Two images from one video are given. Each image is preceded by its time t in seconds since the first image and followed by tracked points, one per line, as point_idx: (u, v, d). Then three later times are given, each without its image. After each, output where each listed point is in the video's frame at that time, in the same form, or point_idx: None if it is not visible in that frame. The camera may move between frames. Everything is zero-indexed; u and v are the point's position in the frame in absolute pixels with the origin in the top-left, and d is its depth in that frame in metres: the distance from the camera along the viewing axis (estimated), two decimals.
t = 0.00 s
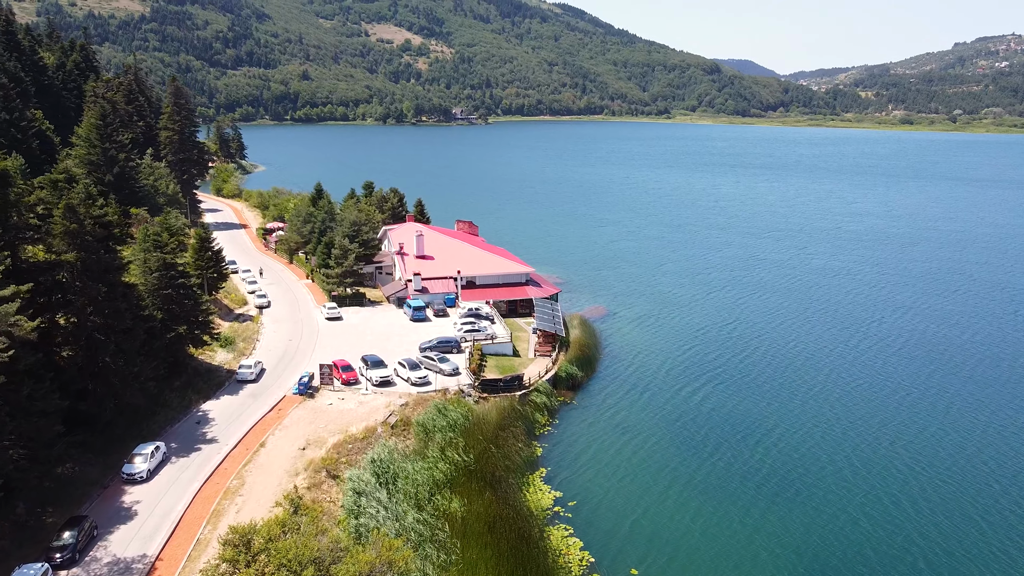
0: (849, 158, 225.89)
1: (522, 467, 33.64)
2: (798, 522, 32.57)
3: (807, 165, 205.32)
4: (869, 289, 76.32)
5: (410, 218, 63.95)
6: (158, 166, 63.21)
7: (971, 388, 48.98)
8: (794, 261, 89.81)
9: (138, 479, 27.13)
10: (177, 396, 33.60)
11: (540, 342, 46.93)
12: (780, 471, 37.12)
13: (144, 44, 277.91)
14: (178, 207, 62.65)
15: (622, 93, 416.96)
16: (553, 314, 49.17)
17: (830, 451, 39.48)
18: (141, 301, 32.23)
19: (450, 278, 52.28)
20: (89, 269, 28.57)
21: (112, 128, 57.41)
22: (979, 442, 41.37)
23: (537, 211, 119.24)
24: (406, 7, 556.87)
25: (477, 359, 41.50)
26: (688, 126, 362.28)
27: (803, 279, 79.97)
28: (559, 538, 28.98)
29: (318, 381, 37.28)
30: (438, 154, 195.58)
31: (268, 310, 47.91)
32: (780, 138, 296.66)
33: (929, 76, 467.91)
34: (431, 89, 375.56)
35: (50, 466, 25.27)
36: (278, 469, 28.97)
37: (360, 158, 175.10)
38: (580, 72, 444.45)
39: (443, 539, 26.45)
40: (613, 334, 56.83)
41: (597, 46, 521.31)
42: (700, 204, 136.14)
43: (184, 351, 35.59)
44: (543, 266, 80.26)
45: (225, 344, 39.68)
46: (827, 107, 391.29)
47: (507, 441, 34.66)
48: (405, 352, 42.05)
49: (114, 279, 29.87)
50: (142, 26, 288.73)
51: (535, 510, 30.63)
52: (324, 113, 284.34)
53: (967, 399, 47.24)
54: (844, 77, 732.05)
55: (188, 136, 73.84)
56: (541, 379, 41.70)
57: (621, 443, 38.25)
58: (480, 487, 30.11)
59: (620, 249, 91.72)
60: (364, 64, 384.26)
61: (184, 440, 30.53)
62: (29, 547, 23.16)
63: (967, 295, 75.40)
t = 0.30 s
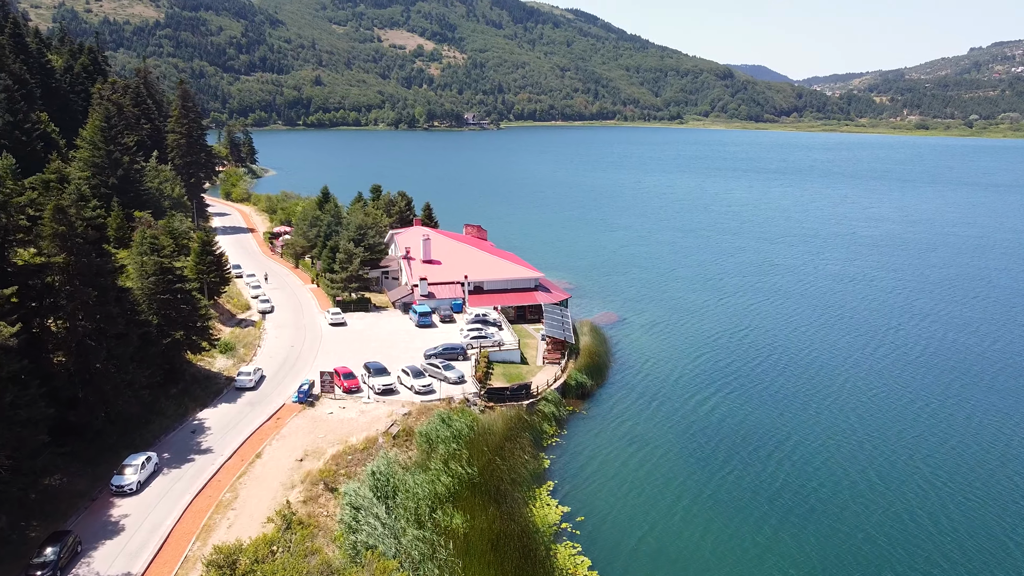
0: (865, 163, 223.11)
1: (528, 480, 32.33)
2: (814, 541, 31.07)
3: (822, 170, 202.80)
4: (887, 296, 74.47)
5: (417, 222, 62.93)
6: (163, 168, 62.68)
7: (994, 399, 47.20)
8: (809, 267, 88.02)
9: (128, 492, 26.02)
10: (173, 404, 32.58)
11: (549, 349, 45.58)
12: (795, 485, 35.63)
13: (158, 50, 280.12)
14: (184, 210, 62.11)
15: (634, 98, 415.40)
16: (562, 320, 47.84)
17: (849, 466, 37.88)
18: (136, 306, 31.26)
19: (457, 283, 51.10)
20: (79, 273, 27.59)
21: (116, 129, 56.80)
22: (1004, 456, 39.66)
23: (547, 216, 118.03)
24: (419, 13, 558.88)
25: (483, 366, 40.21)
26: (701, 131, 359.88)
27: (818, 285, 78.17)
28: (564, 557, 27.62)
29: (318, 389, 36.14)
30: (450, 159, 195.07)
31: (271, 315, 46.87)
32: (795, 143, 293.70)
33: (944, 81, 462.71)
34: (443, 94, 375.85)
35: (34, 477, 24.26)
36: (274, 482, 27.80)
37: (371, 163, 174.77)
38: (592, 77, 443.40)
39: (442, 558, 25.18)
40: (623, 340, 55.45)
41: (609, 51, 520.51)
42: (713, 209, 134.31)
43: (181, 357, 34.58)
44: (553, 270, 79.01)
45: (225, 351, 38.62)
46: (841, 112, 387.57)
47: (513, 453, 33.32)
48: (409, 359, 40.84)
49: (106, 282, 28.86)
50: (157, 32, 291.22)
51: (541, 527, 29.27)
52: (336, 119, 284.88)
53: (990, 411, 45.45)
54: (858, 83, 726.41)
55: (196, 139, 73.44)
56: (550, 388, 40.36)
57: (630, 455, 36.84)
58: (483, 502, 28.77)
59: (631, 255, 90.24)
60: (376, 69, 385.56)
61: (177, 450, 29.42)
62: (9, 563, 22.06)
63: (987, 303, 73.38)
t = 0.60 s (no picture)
0: (880, 168, 220.26)
1: (534, 494, 31.00)
2: (833, 561, 29.54)
3: (836, 175, 200.24)
4: (905, 302, 72.62)
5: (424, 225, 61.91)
6: (169, 171, 62.05)
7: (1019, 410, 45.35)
8: (825, 272, 86.21)
9: (116, 504, 24.96)
10: (168, 412, 31.50)
11: (558, 356, 44.29)
12: (812, 500, 34.09)
13: (172, 55, 282.15)
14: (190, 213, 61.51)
15: (647, 104, 413.42)
16: (572, 326, 46.52)
17: (868, 481, 36.20)
18: (130, 310, 30.25)
19: (464, 288, 49.94)
20: (68, 275, 26.58)
21: (120, 131, 56.13)
22: None
23: (559, 220, 116.73)
24: (432, 18, 560.28)
25: (490, 374, 38.90)
26: (714, 136, 357.34)
27: (833, 291, 76.35)
28: None
29: (319, 397, 35.00)
30: (460, 163, 194.41)
31: (274, 320, 45.87)
32: (809, 148, 290.66)
33: (961, 86, 457.39)
34: (456, 99, 375.84)
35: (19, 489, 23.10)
36: (269, 495, 26.66)
37: (382, 168, 174.37)
38: (604, 82, 441.93)
39: None
40: (634, 347, 54.05)
41: (622, 56, 519.15)
42: (725, 214, 132.50)
43: (178, 363, 33.55)
44: (563, 275, 77.77)
45: (224, 357, 37.57)
46: (855, 118, 382.67)
47: (519, 466, 32.01)
48: (413, 367, 39.66)
49: (98, 285, 27.84)
50: (171, 37, 293.35)
51: (546, 545, 27.92)
52: (349, 124, 285.13)
53: (1015, 423, 43.62)
54: (873, 88, 720.13)
55: (203, 141, 72.88)
56: (558, 397, 38.97)
57: (639, 467, 35.42)
58: (487, 518, 27.49)
59: (643, 260, 88.74)
60: (388, 75, 386.39)
61: (169, 461, 28.31)
62: None
63: (1009, 310, 71.32)
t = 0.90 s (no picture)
0: (896, 173, 217.28)
1: (540, 510, 29.67)
2: None
3: (850, 180, 197.48)
4: (924, 309, 70.72)
5: (432, 229, 60.81)
6: (174, 173, 61.57)
7: None
8: (841, 278, 84.36)
9: (101, 519, 23.88)
10: (162, 420, 30.43)
11: (568, 364, 42.92)
12: (831, 517, 32.54)
13: (186, 61, 283.99)
14: (196, 216, 60.97)
15: (659, 109, 411.33)
16: (581, 333, 45.17)
17: (887, 497, 34.57)
18: (123, 315, 29.23)
19: (471, 293, 48.69)
20: (57, 278, 25.58)
21: (124, 132, 55.56)
22: None
23: (570, 225, 115.36)
24: (444, 24, 561.49)
25: (496, 383, 37.58)
26: (727, 141, 354.82)
27: (850, 297, 74.43)
28: None
29: (318, 405, 33.85)
30: (472, 168, 193.57)
31: (276, 326, 44.81)
32: (823, 153, 287.40)
33: (977, 91, 451.72)
34: (467, 104, 375.72)
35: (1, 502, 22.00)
36: (262, 510, 25.46)
37: (392, 172, 173.84)
38: (617, 87, 440.31)
39: None
40: (645, 354, 52.61)
41: (634, 61, 517.54)
42: (739, 218, 130.53)
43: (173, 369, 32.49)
44: (574, 280, 76.45)
45: (223, 363, 36.50)
46: (869, 123, 376.77)
47: (524, 479, 30.68)
48: (418, 374, 38.43)
49: (88, 289, 26.81)
50: (185, 43, 295.44)
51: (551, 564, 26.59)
52: (361, 129, 285.45)
53: None
54: (888, 93, 713.74)
55: (212, 143, 72.46)
56: (567, 407, 37.54)
57: (647, 481, 33.95)
58: (491, 535, 26.21)
59: (655, 265, 87.16)
60: (400, 81, 387.20)
61: (161, 472, 27.22)
62: None
63: None
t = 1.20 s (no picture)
0: (912, 177, 214.23)
1: (546, 526, 28.30)
2: None
3: (865, 184, 194.70)
4: (943, 315, 68.76)
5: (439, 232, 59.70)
6: (180, 176, 60.97)
7: None
8: (858, 283, 82.47)
9: (86, 533, 22.77)
10: (155, 429, 29.39)
11: (577, 371, 41.54)
12: (853, 534, 30.94)
13: (200, 66, 285.78)
14: (201, 219, 60.27)
15: (672, 114, 408.99)
16: (591, 339, 43.80)
17: (912, 515, 32.79)
18: (116, 320, 28.30)
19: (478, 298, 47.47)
20: (44, 281, 24.76)
21: (129, 133, 54.88)
22: None
23: (581, 229, 113.96)
24: (457, 29, 562.75)
25: (502, 391, 36.29)
26: (741, 146, 352.04)
27: (867, 303, 72.49)
28: None
29: (318, 413, 32.68)
30: (483, 173, 192.72)
31: (279, 331, 43.76)
32: (837, 157, 284.16)
33: (993, 95, 446.27)
34: (479, 109, 375.51)
35: None
36: (253, 525, 24.27)
37: (403, 177, 173.19)
38: (629, 92, 438.84)
39: None
40: (657, 361, 51.11)
41: (647, 66, 515.87)
42: (752, 223, 128.65)
43: (168, 376, 31.50)
44: (584, 285, 75.09)
45: (221, 370, 35.44)
46: (884, 127, 373.12)
47: (530, 494, 29.36)
48: (422, 382, 37.21)
49: (77, 292, 25.89)
50: (199, 48, 297.68)
51: None
52: (373, 134, 285.59)
53: None
54: (903, 97, 706.99)
55: (219, 146, 71.93)
56: (576, 416, 36.20)
57: (658, 495, 32.43)
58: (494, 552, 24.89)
59: (667, 270, 85.70)
60: (413, 86, 387.75)
61: (151, 483, 26.12)
62: None
63: None
